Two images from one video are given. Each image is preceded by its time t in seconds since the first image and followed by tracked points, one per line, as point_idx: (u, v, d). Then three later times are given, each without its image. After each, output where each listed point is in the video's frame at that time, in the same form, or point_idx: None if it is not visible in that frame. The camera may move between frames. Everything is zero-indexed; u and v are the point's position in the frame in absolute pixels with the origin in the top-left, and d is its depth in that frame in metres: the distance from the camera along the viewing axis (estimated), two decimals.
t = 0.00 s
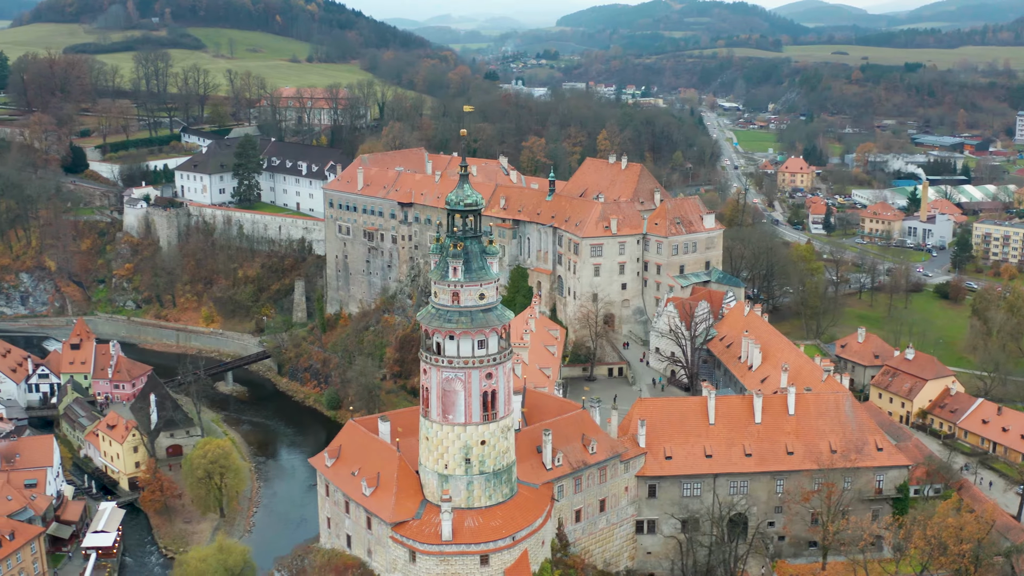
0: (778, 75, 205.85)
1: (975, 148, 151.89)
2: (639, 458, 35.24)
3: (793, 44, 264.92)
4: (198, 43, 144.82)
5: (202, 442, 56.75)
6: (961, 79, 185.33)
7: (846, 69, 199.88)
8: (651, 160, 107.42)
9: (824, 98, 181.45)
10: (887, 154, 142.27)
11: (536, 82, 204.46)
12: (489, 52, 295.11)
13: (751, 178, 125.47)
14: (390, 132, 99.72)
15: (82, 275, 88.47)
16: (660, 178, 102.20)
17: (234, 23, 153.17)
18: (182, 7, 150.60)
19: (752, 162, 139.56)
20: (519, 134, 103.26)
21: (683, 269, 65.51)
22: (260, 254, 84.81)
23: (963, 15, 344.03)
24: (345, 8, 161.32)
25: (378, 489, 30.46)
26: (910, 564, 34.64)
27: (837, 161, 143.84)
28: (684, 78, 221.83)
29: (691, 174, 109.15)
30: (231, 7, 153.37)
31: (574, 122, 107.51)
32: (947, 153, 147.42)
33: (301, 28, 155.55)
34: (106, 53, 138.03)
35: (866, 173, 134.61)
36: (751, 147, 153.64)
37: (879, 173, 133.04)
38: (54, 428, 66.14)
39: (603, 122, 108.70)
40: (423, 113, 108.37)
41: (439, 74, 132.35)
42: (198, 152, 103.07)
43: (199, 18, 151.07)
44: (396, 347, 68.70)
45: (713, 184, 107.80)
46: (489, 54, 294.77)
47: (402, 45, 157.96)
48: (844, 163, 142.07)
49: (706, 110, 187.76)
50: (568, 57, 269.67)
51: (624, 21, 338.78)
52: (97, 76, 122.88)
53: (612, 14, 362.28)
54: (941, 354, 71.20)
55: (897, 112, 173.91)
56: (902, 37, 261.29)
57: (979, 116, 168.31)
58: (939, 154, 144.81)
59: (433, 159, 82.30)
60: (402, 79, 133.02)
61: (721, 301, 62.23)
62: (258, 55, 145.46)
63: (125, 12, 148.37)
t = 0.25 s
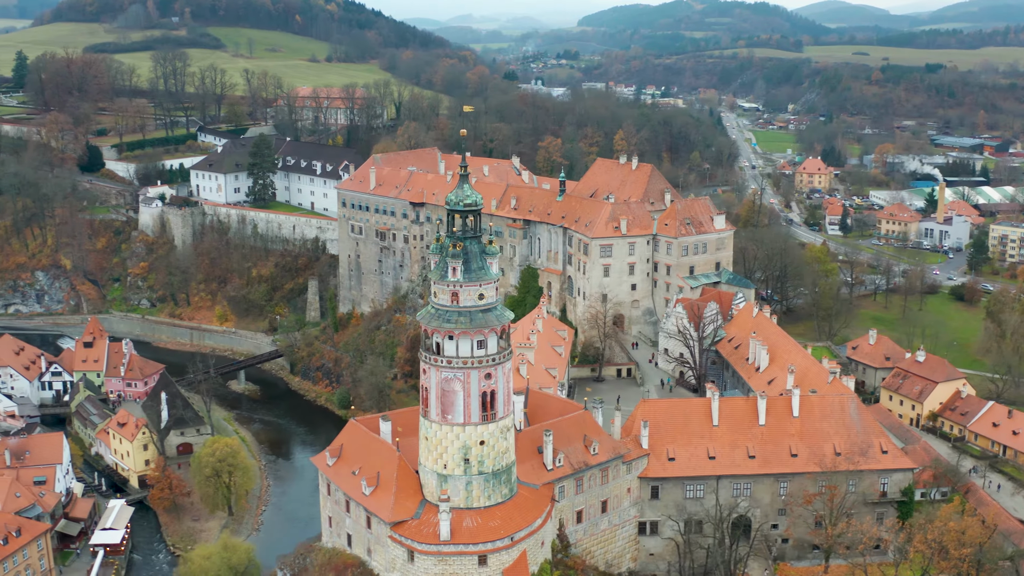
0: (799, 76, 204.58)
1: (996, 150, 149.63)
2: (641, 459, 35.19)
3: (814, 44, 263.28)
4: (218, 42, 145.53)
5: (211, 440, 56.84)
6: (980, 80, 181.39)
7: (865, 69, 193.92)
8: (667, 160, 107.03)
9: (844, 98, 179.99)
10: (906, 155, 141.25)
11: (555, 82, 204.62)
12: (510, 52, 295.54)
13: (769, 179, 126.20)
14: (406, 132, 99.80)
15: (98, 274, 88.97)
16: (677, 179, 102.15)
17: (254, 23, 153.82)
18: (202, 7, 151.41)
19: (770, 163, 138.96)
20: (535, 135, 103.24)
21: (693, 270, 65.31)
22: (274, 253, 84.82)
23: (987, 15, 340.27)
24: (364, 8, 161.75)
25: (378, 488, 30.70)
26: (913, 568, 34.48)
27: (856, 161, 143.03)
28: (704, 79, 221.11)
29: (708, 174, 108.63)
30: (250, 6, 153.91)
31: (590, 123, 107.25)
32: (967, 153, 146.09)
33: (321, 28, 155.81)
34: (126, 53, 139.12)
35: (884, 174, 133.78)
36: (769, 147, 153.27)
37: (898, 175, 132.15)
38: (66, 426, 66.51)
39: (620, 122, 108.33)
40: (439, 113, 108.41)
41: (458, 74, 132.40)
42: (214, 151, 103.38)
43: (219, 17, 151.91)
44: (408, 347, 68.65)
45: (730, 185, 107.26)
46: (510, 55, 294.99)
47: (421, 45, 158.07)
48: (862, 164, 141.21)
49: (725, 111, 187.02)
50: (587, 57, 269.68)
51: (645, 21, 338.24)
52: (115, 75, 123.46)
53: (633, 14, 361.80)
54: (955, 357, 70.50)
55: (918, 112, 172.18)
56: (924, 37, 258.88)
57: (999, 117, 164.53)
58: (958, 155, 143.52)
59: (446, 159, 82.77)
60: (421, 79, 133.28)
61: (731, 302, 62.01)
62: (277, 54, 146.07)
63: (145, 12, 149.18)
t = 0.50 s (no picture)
0: (821, 76, 203.03)
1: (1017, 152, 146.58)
2: (644, 460, 35.19)
3: (838, 45, 261.41)
4: (239, 42, 146.19)
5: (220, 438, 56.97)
6: (1004, 83, 178.46)
7: (889, 70, 193.55)
8: (686, 161, 106.64)
9: (866, 99, 178.37)
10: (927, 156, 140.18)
11: (577, 82, 204.53)
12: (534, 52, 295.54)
13: (789, 180, 125.76)
14: (423, 132, 99.90)
15: (114, 272, 89.46)
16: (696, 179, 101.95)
17: (276, 23, 154.35)
18: (224, 7, 152.15)
19: (789, 164, 138.28)
20: (553, 135, 103.17)
21: (704, 271, 65.05)
22: (290, 252, 84.99)
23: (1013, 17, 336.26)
24: (386, 7, 162.09)
25: (378, 488, 31.53)
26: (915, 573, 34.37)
27: (877, 162, 142.12)
28: (726, 79, 220.05)
29: (728, 175, 108.84)
30: (272, 6, 154.49)
31: (608, 124, 106.98)
32: (989, 155, 144.61)
33: (342, 27, 156.20)
34: (148, 53, 140.14)
35: (904, 175, 132.75)
36: (790, 148, 152.77)
37: (918, 176, 131.16)
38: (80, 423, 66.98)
39: (639, 122, 108.08)
40: (457, 113, 108.47)
41: (478, 73, 132.39)
42: (231, 150, 103.73)
43: (241, 17, 152.72)
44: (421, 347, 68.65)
45: (749, 186, 106.77)
46: (533, 55, 295.30)
47: (442, 44, 158.18)
48: (883, 165, 140.22)
49: (747, 111, 186.18)
50: (610, 57, 269.20)
51: (669, 22, 337.28)
52: (135, 74, 124.20)
53: (657, 14, 360.92)
54: (970, 360, 69.82)
55: (941, 114, 170.34)
56: (948, 38, 256.31)
57: None
58: (981, 157, 142.15)
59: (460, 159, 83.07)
60: (441, 79, 133.36)
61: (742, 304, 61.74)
62: (298, 54, 146.58)
63: (168, 11, 149.95)
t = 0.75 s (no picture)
0: (841, 77, 201.74)
1: None
2: (647, 461, 35.22)
3: (859, 45, 259.85)
4: (258, 41, 146.81)
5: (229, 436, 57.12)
6: None
7: (909, 70, 192.60)
8: (703, 162, 106.34)
9: (885, 100, 176.90)
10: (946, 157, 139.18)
11: (596, 83, 204.57)
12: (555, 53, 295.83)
13: (806, 181, 125.28)
14: (439, 132, 100.00)
15: (129, 270, 89.83)
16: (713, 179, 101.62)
17: (295, 22, 154.89)
18: (244, 6, 152.84)
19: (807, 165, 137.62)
20: (569, 135, 103.09)
21: (714, 272, 64.77)
22: (304, 251, 85.32)
23: None
24: (405, 7, 162.36)
25: (377, 487, 31.75)
26: None
27: (896, 163, 141.27)
28: (746, 80, 219.24)
29: (745, 175, 107.53)
30: (292, 5, 154.70)
31: (625, 124, 106.86)
32: (1009, 156, 143.28)
33: (361, 27, 156.72)
34: (167, 52, 140.89)
35: (923, 176, 131.84)
36: (810, 149, 152.21)
37: (936, 177, 130.24)
38: (92, 421, 67.30)
39: (656, 122, 107.84)
40: (474, 113, 108.51)
41: (496, 73, 132.44)
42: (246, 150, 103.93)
43: (261, 16, 153.27)
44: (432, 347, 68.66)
45: (767, 186, 106.48)
46: (553, 55, 295.54)
47: (462, 44, 158.32)
48: (901, 166, 139.33)
49: (766, 112, 185.53)
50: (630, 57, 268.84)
51: (690, 22, 336.66)
52: (152, 74, 124.80)
53: (678, 15, 360.50)
54: (984, 363, 69.23)
55: (961, 115, 168.50)
56: (969, 40, 254.18)
57: None
58: (1000, 158, 140.94)
59: (473, 159, 83.46)
60: (459, 79, 133.44)
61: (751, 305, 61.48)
62: (317, 54, 147.05)
63: (188, 11, 150.71)
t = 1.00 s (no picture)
0: (864, 78, 200.41)
1: None
2: (649, 463, 35.24)
3: (882, 46, 258.12)
4: (279, 41, 147.59)
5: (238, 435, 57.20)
6: None
7: (932, 70, 190.73)
8: (722, 162, 106.09)
9: (907, 100, 175.31)
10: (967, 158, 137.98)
11: (617, 83, 204.73)
12: (578, 53, 296.24)
13: (825, 183, 124.81)
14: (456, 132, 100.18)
15: (146, 269, 90.48)
16: (731, 180, 101.30)
17: (317, 22, 155.62)
18: (266, 6, 153.75)
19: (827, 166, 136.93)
20: (586, 136, 103.09)
21: (724, 273, 64.41)
22: (318, 250, 85.40)
23: None
24: (426, 7, 162.87)
25: (377, 486, 31.92)
26: None
27: (916, 165, 140.31)
28: (768, 80, 218.75)
29: (764, 176, 107.90)
30: (313, 6, 155.81)
31: (643, 124, 106.75)
32: None
33: (383, 27, 157.30)
34: (188, 51, 141.70)
35: (943, 178, 130.83)
36: (830, 150, 151.64)
37: (957, 178, 129.21)
38: (105, 418, 67.74)
39: (674, 123, 107.65)
40: (492, 113, 108.68)
41: (516, 73, 132.59)
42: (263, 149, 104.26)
43: (282, 16, 153.94)
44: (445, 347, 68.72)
45: (785, 187, 106.09)
46: (575, 55, 295.72)
47: (483, 44, 158.59)
48: (922, 167, 138.35)
49: (787, 113, 184.98)
50: (651, 58, 268.86)
51: (713, 23, 336.14)
52: (171, 73, 125.55)
53: (702, 14, 360.04)
54: (999, 367, 68.63)
55: (984, 116, 166.70)
56: (994, 41, 251.61)
57: None
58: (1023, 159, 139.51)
59: (487, 159, 83.84)
60: (479, 79, 133.60)
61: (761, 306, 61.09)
62: (338, 53, 147.66)
63: (210, 11, 151.69)
